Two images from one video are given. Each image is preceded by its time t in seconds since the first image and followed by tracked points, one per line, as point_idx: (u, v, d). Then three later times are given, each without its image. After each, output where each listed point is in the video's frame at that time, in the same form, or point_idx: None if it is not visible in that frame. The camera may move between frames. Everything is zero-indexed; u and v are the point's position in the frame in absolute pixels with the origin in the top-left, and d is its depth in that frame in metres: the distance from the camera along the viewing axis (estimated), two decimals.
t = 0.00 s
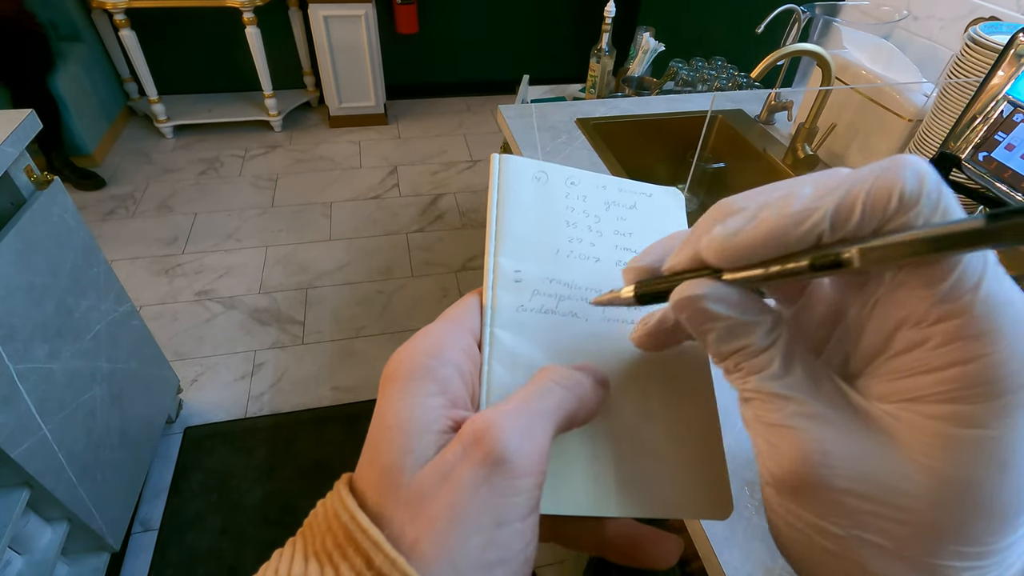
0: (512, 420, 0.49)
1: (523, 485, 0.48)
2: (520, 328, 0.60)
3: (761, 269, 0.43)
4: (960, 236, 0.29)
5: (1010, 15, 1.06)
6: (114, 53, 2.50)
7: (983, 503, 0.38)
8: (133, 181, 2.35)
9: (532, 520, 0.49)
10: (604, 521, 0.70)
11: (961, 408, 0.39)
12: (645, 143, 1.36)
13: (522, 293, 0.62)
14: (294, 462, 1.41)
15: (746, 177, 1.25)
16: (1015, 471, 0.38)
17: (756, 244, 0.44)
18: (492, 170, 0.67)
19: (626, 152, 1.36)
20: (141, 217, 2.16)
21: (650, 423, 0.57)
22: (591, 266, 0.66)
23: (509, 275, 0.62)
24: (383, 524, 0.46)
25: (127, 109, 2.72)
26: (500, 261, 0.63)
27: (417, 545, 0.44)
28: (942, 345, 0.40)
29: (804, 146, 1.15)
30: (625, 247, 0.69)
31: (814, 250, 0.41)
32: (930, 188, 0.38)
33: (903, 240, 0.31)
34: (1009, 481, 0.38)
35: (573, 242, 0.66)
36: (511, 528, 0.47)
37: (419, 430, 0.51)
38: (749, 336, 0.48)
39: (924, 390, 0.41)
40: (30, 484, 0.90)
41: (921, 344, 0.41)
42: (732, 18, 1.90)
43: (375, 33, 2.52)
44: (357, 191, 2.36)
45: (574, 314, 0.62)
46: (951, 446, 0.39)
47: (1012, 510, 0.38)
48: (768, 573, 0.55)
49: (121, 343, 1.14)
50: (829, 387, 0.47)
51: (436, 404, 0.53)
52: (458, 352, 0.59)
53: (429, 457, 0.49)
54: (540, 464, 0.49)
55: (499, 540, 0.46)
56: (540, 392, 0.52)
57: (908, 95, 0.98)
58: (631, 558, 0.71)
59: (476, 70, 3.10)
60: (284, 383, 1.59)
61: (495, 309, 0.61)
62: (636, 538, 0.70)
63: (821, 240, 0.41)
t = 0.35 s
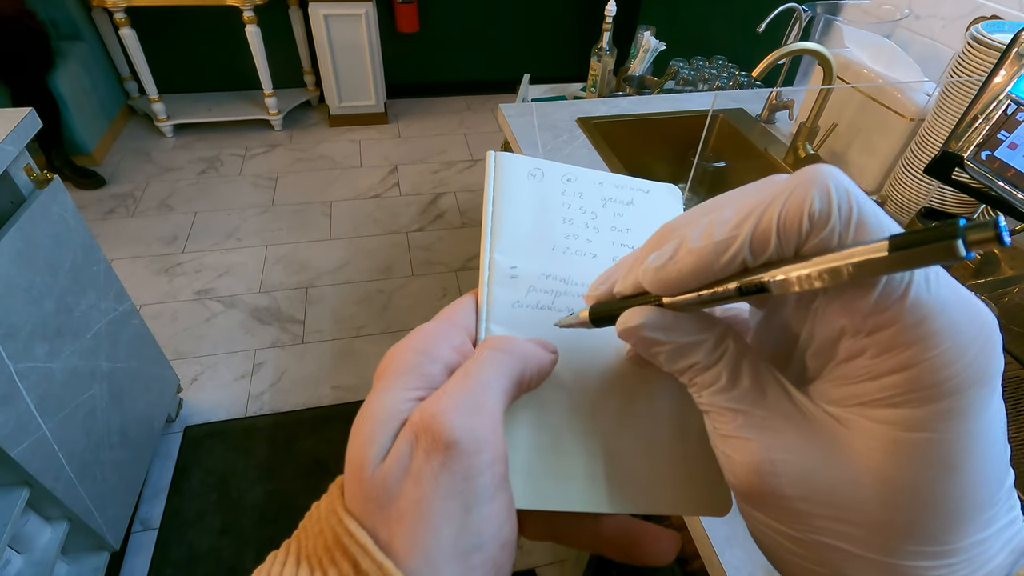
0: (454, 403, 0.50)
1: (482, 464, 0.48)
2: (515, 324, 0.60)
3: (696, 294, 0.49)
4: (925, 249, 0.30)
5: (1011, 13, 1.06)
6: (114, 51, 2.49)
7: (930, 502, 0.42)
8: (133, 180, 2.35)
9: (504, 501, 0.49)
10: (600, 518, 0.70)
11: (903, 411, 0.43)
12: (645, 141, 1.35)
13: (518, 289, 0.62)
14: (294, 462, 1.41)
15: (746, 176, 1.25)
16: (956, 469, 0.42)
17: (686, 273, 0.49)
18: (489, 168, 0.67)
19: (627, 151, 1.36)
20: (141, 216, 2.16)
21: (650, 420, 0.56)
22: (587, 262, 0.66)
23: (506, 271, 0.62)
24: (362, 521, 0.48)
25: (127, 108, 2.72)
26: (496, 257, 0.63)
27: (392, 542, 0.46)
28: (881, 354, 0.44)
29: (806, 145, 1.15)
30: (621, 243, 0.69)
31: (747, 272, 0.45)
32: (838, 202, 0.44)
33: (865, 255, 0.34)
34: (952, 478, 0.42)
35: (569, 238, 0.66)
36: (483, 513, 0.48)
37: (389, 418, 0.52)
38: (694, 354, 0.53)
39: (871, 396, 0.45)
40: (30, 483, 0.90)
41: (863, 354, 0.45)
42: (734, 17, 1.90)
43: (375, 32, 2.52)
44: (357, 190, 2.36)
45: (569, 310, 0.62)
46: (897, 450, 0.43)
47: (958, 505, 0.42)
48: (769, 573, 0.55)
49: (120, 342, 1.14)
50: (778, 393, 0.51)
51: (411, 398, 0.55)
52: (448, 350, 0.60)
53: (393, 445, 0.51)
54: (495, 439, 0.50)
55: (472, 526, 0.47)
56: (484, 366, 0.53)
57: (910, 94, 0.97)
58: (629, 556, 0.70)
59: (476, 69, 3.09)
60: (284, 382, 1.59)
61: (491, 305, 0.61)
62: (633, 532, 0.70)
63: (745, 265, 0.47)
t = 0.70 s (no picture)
0: (453, 403, 0.50)
1: (480, 465, 0.48)
2: (516, 326, 0.60)
3: (683, 296, 0.49)
4: (902, 250, 0.31)
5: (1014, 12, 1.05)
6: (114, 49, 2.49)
7: (916, 496, 0.42)
8: (133, 179, 2.34)
9: (504, 503, 0.49)
10: (600, 519, 0.70)
11: (886, 406, 0.43)
12: (645, 141, 1.35)
13: (520, 290, 0.62)
14: (294, 461, 1.40)
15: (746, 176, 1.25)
16: (940, 461, 0.41)
17: (673, 276, 0.50)
18: (491, 168, 0.67)
19: (628, 151, 1.36)
20: (141, 215, 2.15)
21: (650, 422, 0.56)
22: (589, 265, 0.66)
23: (508, 271, 0.61)
24: (362, 522, 0.47)
25: (127, 107, 2.72)
26: (498, 257, 0.62)
27: (393, 543, 0.45)
28: (863, 350, 0.44)
29: (807, 145, 1.15)
30: (622, 246, 0.69)
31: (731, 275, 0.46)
32: (817, 204, 0.43)
33: (843, 257, 0.34)
34: (937, 471, 0.41)
35: (571, 240, 0.66)
36: (483, 511, 0.48)
37: (388, 421, 0.52)
38: (684, 354, 0.53)
39: (856, 391, 0.45)
40: (30, 483, 0.90)
41: (846, 351, 0.46)
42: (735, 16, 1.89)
43: (376, 32, 2.52)
44: (357, 189, 2.35)
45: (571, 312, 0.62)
46: (881, 443, 0.43)
47: (944, 498, 0.41)
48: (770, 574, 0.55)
49: (120, 341, 1.14)
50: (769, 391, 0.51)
51: (411, 399, 0.55)
52: (449, 351, 0.60)
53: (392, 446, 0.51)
54: (495, 439, 0.49)
55: (472, 525, 0.47)
56: (481, 365, 0.53)
57: (912, 94, 0.97)
58: (629, 557, 0.70)
59: (477, 69, 3.09)
60: (284, 382, 1.59)
61: (493, 306, 0.61)
62: (631, 534, 0.70)
63: (731, 267, 0.47)
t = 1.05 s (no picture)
0: (455, 403, 0.50)
1: (483, 465, 0.48)
2: (516, 327, 0.60)
3: (679, 302, 0.49)
4: (892, 257, 0.31)
5: (1014, 11, 1.05)
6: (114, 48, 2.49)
7: (912, 497, 0.42)
8: (133, 178, 2.34)
9: (507, 503, 0.49)
10: (600, 519, 0.70)
11: (882, 408, 0.43)
12: (646, 141, 1.35)
13: (520, 291, 0.61)
14: (294, 461, 1.40)
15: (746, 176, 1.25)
16: (935, 462, 0.41)
17: (667, 282, 0.50)
18: (491, 169, 0.67)
19: (628, 151, 1.35)
20: (141, 214, 2.15)
21: (648, 423, 0.56)
22: (589, 266, 0.66)
23: (508, 272, 0.61)
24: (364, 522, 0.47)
25: (127, 106, 2.72)
26: (498, 258, 0.62)
27: (395, 544, 0.45)
28: (856, 353, 0.44)
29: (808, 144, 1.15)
30: (622, 248, 0.69)
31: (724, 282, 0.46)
32: (806, 210, 0.43)
33: (834, 265, 0.34)
34: (932, 472, 0.41)
35: (571, 242, 0.66)
36: (485, 512, 0.48)
37: (390, 421, 0.52)
38: (681, 358, 0.53)
39: (850, 394, 0.45)
40: (30, 482, 0.90)
41: (840, 354, 0.45)
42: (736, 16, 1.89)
43: (376, 31, 2.51)
44: (358, 189, 2.35)
45: (571, 314, 0.62)
46: (876, 445, 0.43)
47: (940, 498, 0.41)
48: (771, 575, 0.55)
49: (120, 341, 1.14)
50: (765, 392, 0.51)
51: (413, 399, 0.54)
52: (450, 351, 0.60)
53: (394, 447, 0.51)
54: (496, 439, 0.49)
55: (474, 525, 0.47)
56: (482, 366, 0.52)
57: (914, 94, 0.96)
58: (630, 558, 0.70)
59: (477, 68, 3.09)
60: (284, 381, 1.59)
61: (494, 307, 0.61)
62: (633, 534, 0.70)
63: (722, 273, 0.47)
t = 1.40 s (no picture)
0: (455, 401, 0.50)
1: (483, 463, 0.48)
2: (515, 325, 0.60)
3: (682, 297, 0.49)
4: (901, 255, 0.31)
5: (1015, 11, 1.04)
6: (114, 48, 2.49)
7: (915, 495, 0.42)
8: (133, 178, 2.34)
9: (507, 500, 0.49)
10: (600, 518, 0.70)
11: (885, 406, 0.43)
12: (647, 140, 1.35)
13: (519, 288, 0.61)
14: (293, 460, 1.40)
15: (747, 175, 1.25)
16: (938, 460, 0.41)
17: (671, 278, 0.50)
18: (491, 168, 0.67)
19: (629, 151, 1.35)
20: (141, 213, 2.15)
21: (649, 421, 0.56)
22: (588, 264, 0.66)
23: (507, 270, 0.61)
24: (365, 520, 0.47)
25: (127, 105, 2.72)
26: (498, 256, 0.62)
27: (395, 542, 0.45)
28: (861, 351, 0.44)
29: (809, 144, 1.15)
30: (622, 246, 0.69)
31: (729, 278, 0.45)
32: (814, 208, 0.43)
33: (842, 260, 0.34)
34: (935, 471, 0.41)
35: (570, 240, 0.66)
36: (484, 510, 0.48)
37: (389, 418, 0.52)
38: (683, 355, 0.53)
39: (853, 391, 0.45)
40: (30, 482, 0.90)
41: (844, 352, 0.45)
42: (737, 15, 1.89)
43: (376, 30, 2.51)
44: (358, 188, 2.35)
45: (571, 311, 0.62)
46: (880, 443, 0.43)
47: (941, 497, 0.41)
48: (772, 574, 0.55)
49: (120, 341, 1.14)
50: (768, 388, 0.51)
51: (413, 397, 0.54)
52: (449, 349, 0.60)
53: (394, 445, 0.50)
54: (496, 436, 0.49)
55: (474, 522, 0.47)
56: (482, 364, 0.52)
57: (914, 93, 0.96)
58: (631, 556, 0.70)
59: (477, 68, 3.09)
60: (285, 381, 1.59)
61: (493, 304, 0.61)
62: (632, 532, 0.70)
63: (728, 269, 0.47)
